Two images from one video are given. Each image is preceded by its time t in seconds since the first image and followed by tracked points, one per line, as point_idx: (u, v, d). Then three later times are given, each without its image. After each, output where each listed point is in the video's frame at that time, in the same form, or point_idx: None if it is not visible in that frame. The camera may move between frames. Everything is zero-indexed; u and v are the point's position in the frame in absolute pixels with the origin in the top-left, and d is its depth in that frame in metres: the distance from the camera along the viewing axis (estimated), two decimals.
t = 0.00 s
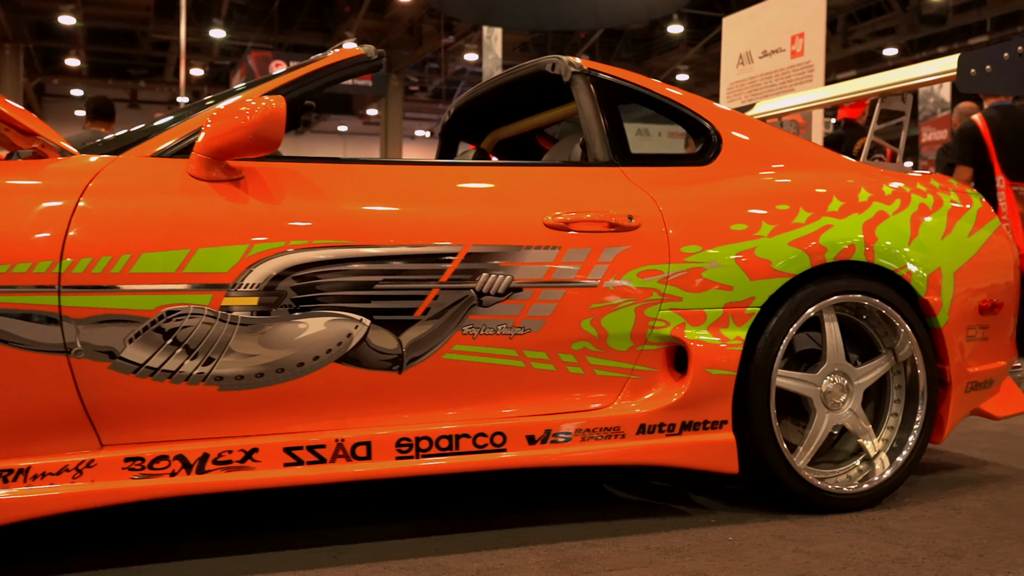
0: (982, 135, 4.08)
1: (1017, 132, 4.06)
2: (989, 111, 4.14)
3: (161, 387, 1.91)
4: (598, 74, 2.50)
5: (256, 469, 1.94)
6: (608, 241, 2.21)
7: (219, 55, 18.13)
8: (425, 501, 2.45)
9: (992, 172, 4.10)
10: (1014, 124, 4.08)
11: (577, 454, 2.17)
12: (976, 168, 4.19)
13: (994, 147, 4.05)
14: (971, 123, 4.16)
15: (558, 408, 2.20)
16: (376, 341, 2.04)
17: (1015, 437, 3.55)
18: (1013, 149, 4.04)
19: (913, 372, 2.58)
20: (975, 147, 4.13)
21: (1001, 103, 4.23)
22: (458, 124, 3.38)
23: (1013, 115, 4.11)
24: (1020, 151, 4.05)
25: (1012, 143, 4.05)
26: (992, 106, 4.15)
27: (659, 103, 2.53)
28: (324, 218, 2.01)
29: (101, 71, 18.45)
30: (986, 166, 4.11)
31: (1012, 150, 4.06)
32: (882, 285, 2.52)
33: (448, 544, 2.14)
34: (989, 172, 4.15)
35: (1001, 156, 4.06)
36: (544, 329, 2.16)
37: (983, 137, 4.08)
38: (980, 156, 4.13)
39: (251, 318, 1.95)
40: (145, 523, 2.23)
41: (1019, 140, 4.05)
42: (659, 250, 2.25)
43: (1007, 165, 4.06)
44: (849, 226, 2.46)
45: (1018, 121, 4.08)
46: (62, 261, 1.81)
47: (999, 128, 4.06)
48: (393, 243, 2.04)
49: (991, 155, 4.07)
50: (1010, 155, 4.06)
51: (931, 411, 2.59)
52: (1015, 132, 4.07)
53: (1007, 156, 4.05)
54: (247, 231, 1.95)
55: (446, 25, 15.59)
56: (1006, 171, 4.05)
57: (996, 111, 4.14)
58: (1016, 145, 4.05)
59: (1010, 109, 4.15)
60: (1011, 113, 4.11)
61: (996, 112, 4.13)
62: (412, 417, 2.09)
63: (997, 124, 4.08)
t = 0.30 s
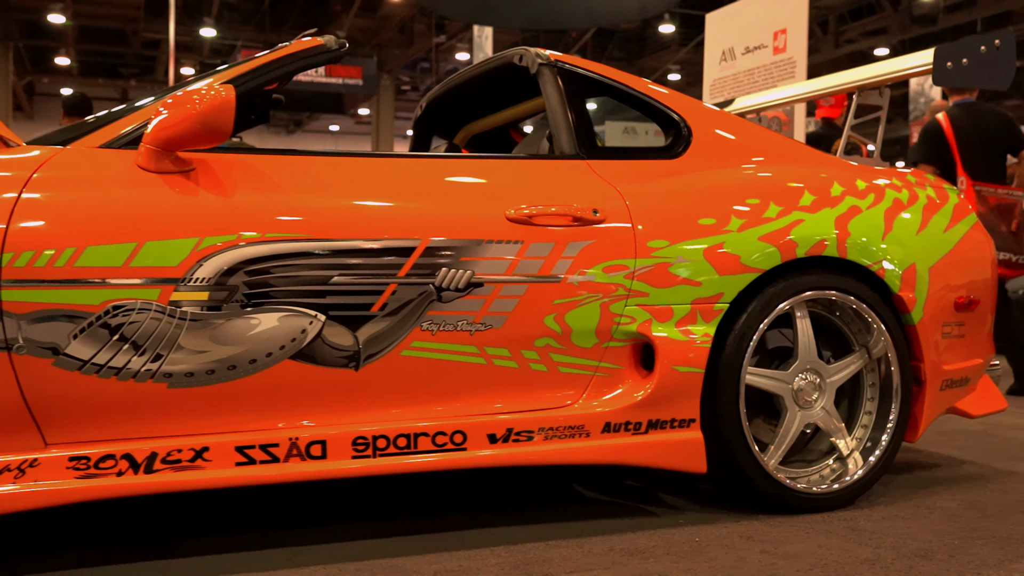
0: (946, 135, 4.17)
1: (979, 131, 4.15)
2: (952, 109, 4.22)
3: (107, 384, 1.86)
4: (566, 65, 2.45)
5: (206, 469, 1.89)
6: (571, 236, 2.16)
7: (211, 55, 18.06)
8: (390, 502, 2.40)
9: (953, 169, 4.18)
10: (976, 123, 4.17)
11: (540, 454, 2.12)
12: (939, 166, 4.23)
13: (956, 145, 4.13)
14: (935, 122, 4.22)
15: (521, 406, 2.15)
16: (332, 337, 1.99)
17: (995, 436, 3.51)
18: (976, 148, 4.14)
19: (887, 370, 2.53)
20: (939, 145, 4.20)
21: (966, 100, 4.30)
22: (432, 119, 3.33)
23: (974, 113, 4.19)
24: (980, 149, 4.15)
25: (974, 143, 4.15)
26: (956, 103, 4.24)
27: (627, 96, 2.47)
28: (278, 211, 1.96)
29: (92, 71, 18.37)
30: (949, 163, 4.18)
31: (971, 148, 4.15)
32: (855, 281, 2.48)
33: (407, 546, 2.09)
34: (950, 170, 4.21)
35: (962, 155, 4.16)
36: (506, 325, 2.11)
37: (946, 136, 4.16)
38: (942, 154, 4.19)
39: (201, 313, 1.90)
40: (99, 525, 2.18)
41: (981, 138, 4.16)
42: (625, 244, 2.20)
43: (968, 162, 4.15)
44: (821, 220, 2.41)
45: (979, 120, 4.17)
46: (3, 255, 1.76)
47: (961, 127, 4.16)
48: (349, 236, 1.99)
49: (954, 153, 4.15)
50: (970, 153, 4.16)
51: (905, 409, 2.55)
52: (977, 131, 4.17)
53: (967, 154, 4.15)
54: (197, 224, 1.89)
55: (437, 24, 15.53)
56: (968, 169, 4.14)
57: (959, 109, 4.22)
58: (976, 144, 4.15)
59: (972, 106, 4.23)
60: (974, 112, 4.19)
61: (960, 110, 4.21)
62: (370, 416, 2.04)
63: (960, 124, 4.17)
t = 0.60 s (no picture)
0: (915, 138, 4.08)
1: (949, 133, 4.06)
2: (921, 110, 4.12)
3: (53, 386, 1.80)
4: (533, 59, 2.39)
5: (155, 472, 1.84)
6: (535, 233, 2.11)
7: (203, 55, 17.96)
8: (354, 506, 2.36)
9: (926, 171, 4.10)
10: (946, 124, 4.07)
11: (502, 456, 2.07)
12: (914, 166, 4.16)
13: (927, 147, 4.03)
14: (904, 125, 4.13)
15: (483, 407, 2.10)
16: (287, 337, 1.94)
17: (976, 437, 3.47)
18: (947, 150, 4.06)
19: (861, 371, 2.48)
20: (909, 148, 4.12)
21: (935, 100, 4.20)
22: (405, 116, 3.28)
23: (944, 114, 4.10)
24: (950, 152, 4.07)
25: (945, 145, 4.06)
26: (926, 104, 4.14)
27: (597, 91, 2.42)
28: (230, 208, 1.91)
29: (84, 71, 18.29)
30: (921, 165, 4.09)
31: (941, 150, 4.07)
32: (829, 280, 2.43)
33: (367, 551, 2.04)
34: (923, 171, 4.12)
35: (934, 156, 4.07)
36: (467, 325, 2.06)
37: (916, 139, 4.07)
38: (913, 156, 4.10)
39: (150, 312, 1.85)
40: (52, 531, 2.12)
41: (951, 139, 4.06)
42: (590, 242, 2.15)
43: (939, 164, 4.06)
44: (793, 218, 2.36)
45: (949, 121, 4.08)
46: None
47: (930, 128, 4.07)
48: (304, 233, 1.94)
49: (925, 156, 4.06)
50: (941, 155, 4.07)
51: (880, 411, 2.50)
52: (947, 132, 4.08)
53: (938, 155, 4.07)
54: (146, 222, 1.84)
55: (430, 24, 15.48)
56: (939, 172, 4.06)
57: (929, 110, 4.13)
58: (947, 146, 4.06)
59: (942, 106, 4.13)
60: (944, 113, 4.09)
61: (929, 111, 4.12)
62: (326, 418, 1.99)
63: (930, 126, 4.07)
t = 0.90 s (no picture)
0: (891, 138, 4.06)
1: (924, 132, 4.04)
2: (895, 110, 4.11)
3: None
4: (500, 55, 2.34)
5: (101, 478, 1.79)
6: (497, 233, 2.06)
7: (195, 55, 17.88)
8: (316, 511, 2.31)
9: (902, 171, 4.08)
10: (921, 124, 4.06)
11: (463, 461, 2.02)
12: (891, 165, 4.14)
13: (902, 147, 4.01)
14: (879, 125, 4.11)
15: (444, 411, 2.05)
16: (239, 339, 1.89)
17: (956, 439, 3.43)
18: (922, 150, 4.04)
19: (835, 373, 2.43)
20: (885, 149, 4.10)
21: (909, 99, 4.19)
22: (377, 112, 3.22)
23: (917, 114, 4.08)
24: (926, 152, 4.05)
25: (920, 145, 4.04)
26: (900, 104, 4.12)
27: (565, 87, 2.36)
28: (180, 206, 1.86)
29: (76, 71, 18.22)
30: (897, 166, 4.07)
31: (916, 150, 4.05)
32: (802, 280, 2.38)
33: (324, 558, 1.99)
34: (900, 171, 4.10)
35: (909, 156, 4.05)
36: (427, 326, 2.01)
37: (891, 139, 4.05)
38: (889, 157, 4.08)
39: (96, 313, 1.80)
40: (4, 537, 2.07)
41: (926, 139, 4.04)
42: (554, 242, 2.10)
43: (915, 164, 4.04)
44: (765, 217, 2.31)
45: (924, 120, 4.06)
46: None
47: (905, 128, 4.05)
48: (257, 232, 1.89)
49: (901, 156, 4.04)
50: (916, 155, 4.05)
51: (854, 414, 2.45)
52: (922, 132, 4.06)
53: (914, 155, 4.05)
54: (92, 220, 1.79)
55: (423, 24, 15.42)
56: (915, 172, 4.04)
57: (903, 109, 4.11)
58: (922, 146, 4.04)
59: (915, 105, 4.12)
60: (918, 112, 4.07)
61: (903, 111, 4.10)
62: (281, 421, 1.93)
63: (905, 126, 4.05)
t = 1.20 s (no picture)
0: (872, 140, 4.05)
1: (904, 134, 4.03)
2: (877, 113, 4.10)
3: None
4: (467, 52, 2.28)
5: (47, 486, 1.73)
6: (460, 233, 2.01)
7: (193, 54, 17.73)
8: (279, 518, 2.25)
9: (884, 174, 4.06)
10: (902, 126, 4.05)
11: (424, 468, 1.97)
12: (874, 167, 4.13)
13: (883, 149, 4.00)
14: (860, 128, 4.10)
15: (405, 416, 2.00)
16: (192, 343, 1.84)
17: (940, 443, 3.38)
18: (903, 152, 4.03)
19: (811, 377, 2.38)
20: (866, 151, 4.09)
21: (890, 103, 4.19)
22: (350, 110, 3.16)
23: (899, 116, 4.08)
24: (906, 154, 4.05)
25: (901, 147, 4.03)
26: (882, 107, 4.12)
27: (535, 86, 2.31)
28: (131, 206, 1.81)
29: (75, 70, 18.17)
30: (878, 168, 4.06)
31: (897, 151, 4.04)
32: (777, 282, 2.32)
33: (281, 567, 1.94)
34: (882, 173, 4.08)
35: (891, 158, 4.04)
36: (387, 329, 1.96)
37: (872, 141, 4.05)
38: (870, 158, 4.07)
39: (43, 316, 1.75)
40: None
41: (907, 141, 4.03)
42: (519, 243, 2.05)
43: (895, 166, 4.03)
44: (738, 218, 2.26)
45: (905, 122, 4.05)
46: None
47: (886, 130, 4.04)
48: (210, 233, 1.84)
49: (882, 158, 4.03)
50: (897, 157, 4.05)
51: (830, 418, 2.40)
52: (902, 134, 4.05)
53: (895, 157, 4.04)
54: (38, 220, 1.74)
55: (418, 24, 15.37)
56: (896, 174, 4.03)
57: (885, 112, 4.11)
58: (902, 148, 4.03)
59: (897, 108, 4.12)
60: (899, 115, 4.07)
61: (885, 113, 4.10)
62: (236, 427, 1.88)
63: (886, 128, 4.05)
